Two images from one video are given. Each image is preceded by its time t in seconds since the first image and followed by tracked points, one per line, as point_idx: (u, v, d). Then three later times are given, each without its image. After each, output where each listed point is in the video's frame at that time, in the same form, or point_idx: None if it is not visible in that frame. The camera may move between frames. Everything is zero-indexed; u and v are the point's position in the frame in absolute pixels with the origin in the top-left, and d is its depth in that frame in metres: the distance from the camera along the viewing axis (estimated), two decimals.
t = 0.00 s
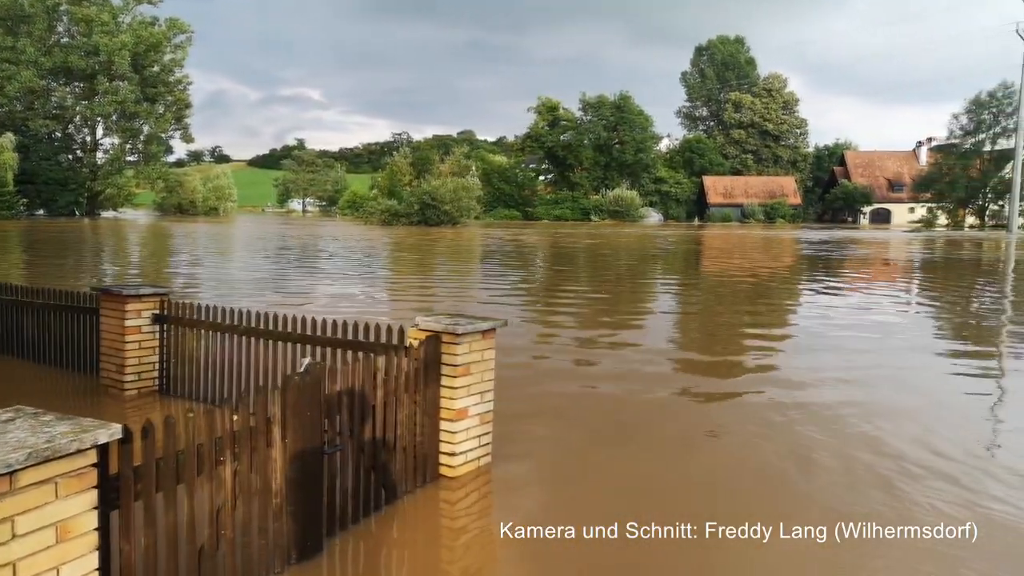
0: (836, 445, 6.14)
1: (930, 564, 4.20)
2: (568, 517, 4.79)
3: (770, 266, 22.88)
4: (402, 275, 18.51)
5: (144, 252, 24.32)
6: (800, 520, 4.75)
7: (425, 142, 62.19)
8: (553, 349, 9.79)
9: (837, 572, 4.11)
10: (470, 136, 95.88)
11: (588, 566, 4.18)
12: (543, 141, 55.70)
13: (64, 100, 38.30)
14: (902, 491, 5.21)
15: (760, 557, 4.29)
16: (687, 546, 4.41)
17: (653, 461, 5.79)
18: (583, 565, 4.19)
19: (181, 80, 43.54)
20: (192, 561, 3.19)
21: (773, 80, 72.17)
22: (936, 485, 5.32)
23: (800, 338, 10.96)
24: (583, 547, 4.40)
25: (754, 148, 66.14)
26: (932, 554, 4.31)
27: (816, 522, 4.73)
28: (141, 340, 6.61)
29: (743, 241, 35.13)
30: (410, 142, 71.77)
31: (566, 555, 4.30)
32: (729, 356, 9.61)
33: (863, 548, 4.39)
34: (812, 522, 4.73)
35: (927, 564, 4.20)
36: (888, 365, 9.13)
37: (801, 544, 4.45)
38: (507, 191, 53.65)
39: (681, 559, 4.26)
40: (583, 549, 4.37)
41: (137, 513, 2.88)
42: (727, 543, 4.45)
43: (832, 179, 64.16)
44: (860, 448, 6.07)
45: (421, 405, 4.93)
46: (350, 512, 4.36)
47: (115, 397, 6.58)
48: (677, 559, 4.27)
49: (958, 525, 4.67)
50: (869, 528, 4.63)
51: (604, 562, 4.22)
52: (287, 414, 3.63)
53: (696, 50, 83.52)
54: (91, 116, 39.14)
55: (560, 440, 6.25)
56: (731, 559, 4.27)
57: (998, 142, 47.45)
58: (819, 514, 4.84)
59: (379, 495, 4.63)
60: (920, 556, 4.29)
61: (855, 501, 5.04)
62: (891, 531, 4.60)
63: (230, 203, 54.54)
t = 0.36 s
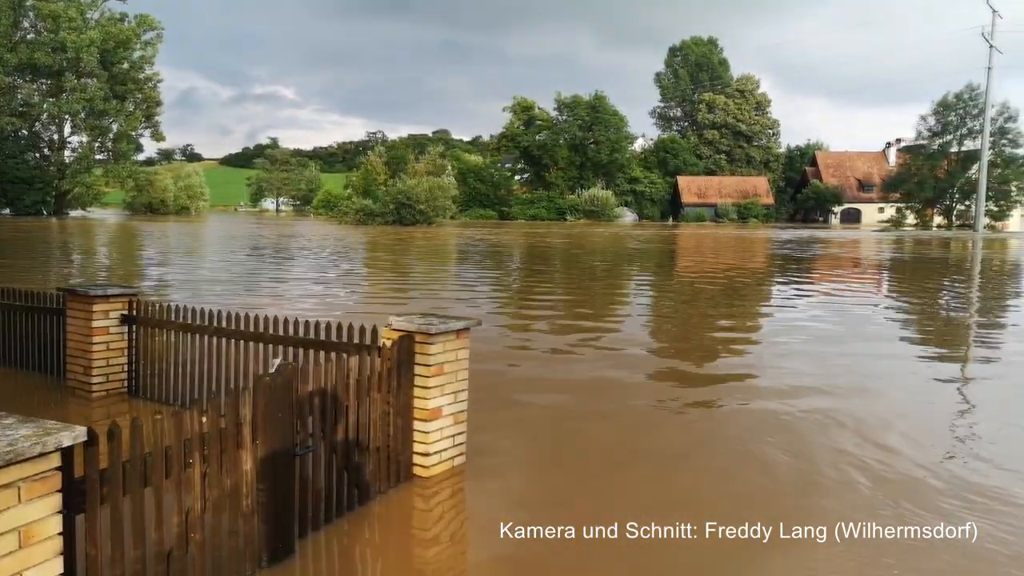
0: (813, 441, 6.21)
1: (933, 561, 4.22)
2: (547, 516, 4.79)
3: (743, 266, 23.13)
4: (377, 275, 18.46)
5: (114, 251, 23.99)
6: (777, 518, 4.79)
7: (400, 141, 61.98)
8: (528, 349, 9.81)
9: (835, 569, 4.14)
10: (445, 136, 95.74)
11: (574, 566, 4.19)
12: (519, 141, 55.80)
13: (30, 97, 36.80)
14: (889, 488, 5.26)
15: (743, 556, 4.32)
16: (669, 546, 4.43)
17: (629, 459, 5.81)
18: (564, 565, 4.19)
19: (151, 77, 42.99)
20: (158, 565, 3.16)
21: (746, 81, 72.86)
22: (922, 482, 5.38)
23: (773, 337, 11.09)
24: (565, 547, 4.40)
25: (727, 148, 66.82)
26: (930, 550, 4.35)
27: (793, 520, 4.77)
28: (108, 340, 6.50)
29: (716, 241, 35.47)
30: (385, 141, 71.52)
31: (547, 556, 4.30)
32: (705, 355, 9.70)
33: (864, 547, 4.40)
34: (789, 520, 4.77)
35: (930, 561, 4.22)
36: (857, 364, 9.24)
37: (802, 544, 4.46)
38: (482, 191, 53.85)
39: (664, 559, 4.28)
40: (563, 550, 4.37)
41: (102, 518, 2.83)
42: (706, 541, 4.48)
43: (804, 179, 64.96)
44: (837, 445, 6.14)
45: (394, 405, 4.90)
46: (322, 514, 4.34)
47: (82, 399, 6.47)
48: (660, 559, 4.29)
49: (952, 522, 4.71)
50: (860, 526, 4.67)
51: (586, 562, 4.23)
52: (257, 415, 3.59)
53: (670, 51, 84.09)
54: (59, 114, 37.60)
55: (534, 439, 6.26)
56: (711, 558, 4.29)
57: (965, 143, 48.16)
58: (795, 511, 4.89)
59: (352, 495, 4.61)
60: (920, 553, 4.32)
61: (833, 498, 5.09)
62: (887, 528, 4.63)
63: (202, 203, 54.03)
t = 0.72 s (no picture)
0: (787, 440, 6.29)
1: (930, 560, 4.24)
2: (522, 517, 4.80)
3: (716, 265, 23.34)
4: (351, 275, 18.37)
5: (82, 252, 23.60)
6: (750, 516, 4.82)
7: (374, 140, 61.67)
8: (502, 349, 9.81)
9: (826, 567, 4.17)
10: (419, 135, 95.48)
11: (554, 565, 4.20)
12: (494, 141, 55.83)
13: None
14: (870, 486, 5.32)
15: (718, 553, 4.35)
16: (644, 544, 4.45)
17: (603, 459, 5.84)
18: (539, 565, 4.20)
19: (120, 75, 42.17)
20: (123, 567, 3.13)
21: (719, 82, 73.43)
22: (903, 479, 5.46)
23: (746, 336, 11.19)
24: (542, 547, 4.41)
25: (700, 148, 67.36)
26: (927, 548, 4.39)
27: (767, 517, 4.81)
28: (74, 341, 6.39)
29: (690, 241, 35.75)
30: (359, 140, 71.11)
31: (523, 555, 4.31)
32: (678, 354, 9.77)
33: (862, 547, 4.40)
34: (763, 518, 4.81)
35: (927, 560, 4.26)
36: (827, 362, 9.39)
37: (794, 542, 4.48)
38: (457, 190, 53.95)
39: (641, 557, 4.29)
40: (538, 549, 4.39)
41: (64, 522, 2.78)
42: (681, 540, 4.50)
43: (775, 180, 65.75)
44: (812, 443, 6.22)
45: (366, 406, 4.87)
46: (292, 515, 4.31)
47: (47, 402, 6.36)
48: (634, 556, 4.31)
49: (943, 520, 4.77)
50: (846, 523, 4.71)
51: (560, 562, 4.23)
52: (226, 417, 3.55)
53: (644, 51, 84.41)
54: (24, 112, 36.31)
55: (507, 439, 6.28)
56: (686, 556, 4.31)
57: (932, 145, 49.06)
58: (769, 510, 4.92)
59: (322, 496, 4.58)
60: (916, 551, 4.35)
61: (807, 496, 5.14)
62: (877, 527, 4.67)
63: (173, 202, 53.31)
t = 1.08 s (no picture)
0: (757, 438, 6.35)
1: (914, 559, 4.27)
2: (492, 518, 4.80)
3: (686, 265, 23.54)
4: (321, 275, 18.25)
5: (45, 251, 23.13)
6: (720, 516, 4.85)
7: (344, 139, 61.25)
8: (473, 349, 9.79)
9: (800, 565, 4.19)
10: (389, 135, 95.07)
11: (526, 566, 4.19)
12: (465, 140, 55.78)
13: None
14: (844, 485, 5.37)
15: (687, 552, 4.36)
16: (612, 545, 4.46)
17: (574, 459, 5.85)
18: (510, 567, 4.19)
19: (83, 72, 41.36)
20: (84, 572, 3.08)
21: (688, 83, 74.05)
22: (875, 477, 5.53)
23: (716, 335, 11.30)
24: (512, 547, 4.40)
25: (671, 149, 67.90)
26: (909, 547, 4.42)
27: (736, 516, 4.84)
28: (35, 344, 6.24)
29: (661, 241, 35.97)
30: (329, 139, 70.61)
31: (493, 556, 4.30)
32: (648, 354, 9.84)
33: (845, 545, 4.43)
34: (732, 517, 4.84)
35: (910, 558, 4.28)
36: (794, 360, 9.53)
37: (770, 539, 4.52)
38: (429, 190, 53.86)
39: (611, 558, 4.30)
40: (510, 549, 4.38)
41: (22, 529, 2.73)
42: (651, 540, 4.52)
43: (744, 180, 66.50)
44: (782, 441, 6.29)
45: (334, 409, 4.82)
46: (258, 518, 4.27)
47: (6, 405, 6.20)
48: (604, 557, 4.31)
49: (921, 519, 4.81)
50: (820, 523, 4.75)
51: (531, 562, 4.23)
52: (189, 419, 3.50)
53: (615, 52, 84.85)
54: None
55: (477, 439, 6.28)
56: (655, 556, 4.33)
57: (895, 146, 50.00)
58: (738, 510, 4.95)
59: (289, 498, 4.55)
60: (897, 551, 4.37)
61: (777, 495, 5.18)
62: (853, 526, 4.69)
63: (137, 201, 52.51)
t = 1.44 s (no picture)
0: (728, 438, 6.40)
1: (892, 553, 4.34)
2: (465, 518, 4.79)
3: (661, 264, 23.71)
4: (295, 275, 18.11)
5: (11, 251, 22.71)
6: (690, 515, 4.87)
7: (319, 138, 60.85)
8: (448, 349, 9.76)
9: (766, 563, 4.22)
10: (364, 133, 94.53)
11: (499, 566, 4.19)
12: (441, 139, 55.66)
13: None
14: (813, 482, 5.41)
15: (658, 552, 4.38)
16: (584, 544, 4.47)
17: (548, 459, 5.86)
18: (485, 566, 4.18)
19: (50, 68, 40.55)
20: None
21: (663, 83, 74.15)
22: (846, 475, 5.58)
23: (691, 335, 11.38)
24: (486, 547, 4.40)
25: (645, 149, 68.26)
26: (886, 541, 4.49)
27: (706, 516, 4.87)
28: None
29: (637, 241, 36.14)
30: (302, 138, 70.04)
31: (468, 554, 4.30)
32: (623, 353, 9.88)
33: (823, 541, 4.49)
34: (701, 516, 4.86)
35: (887, 553, 4.35)
36: (766, 359, 9.61)
37: (743, 536, 4.56)
38: (404, 189, 54.23)
39: (582, 557, 4.30)
40: (484, 548, 4.38)
41: None
42: (622, 538, 4.54)
43: (717, 180, 67.01)
44: (756, 439, 6.34)
45: (307, 409, 4.77)
46: (229, 521, 4.22)
47: None
48: (577, 556, 4.32)
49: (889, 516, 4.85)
50: (793, 519, 4.80)
51: (502, 562, 4.22)
52: (158, 423, 3.45)
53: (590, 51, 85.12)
54: None
55: (452, 439, 6.28)
56: (626, 555, 4.35)
57: (866, 147, 50.67)
58: (707, 508, 4.99)
59: (261, 500, 4.51)
60: (865, 549, 4.39)
61: (747, 494, 5.21)
62: (821, 524, 4.72)
63: (107, 200, 51.70)
